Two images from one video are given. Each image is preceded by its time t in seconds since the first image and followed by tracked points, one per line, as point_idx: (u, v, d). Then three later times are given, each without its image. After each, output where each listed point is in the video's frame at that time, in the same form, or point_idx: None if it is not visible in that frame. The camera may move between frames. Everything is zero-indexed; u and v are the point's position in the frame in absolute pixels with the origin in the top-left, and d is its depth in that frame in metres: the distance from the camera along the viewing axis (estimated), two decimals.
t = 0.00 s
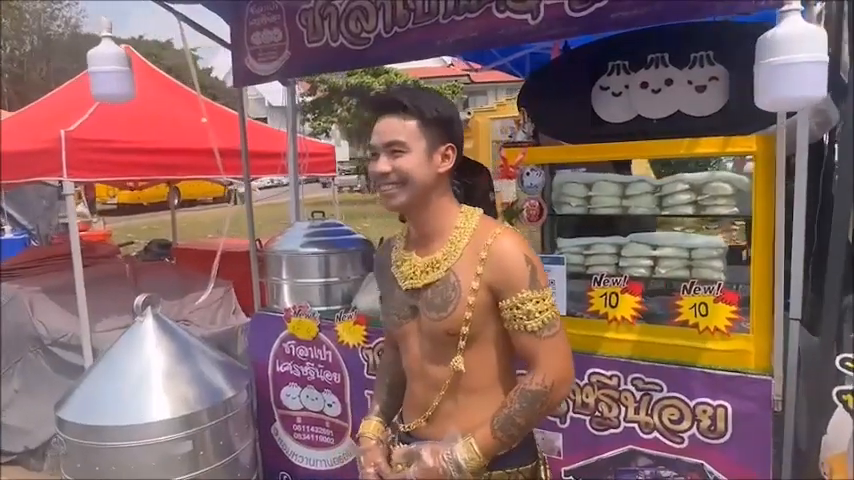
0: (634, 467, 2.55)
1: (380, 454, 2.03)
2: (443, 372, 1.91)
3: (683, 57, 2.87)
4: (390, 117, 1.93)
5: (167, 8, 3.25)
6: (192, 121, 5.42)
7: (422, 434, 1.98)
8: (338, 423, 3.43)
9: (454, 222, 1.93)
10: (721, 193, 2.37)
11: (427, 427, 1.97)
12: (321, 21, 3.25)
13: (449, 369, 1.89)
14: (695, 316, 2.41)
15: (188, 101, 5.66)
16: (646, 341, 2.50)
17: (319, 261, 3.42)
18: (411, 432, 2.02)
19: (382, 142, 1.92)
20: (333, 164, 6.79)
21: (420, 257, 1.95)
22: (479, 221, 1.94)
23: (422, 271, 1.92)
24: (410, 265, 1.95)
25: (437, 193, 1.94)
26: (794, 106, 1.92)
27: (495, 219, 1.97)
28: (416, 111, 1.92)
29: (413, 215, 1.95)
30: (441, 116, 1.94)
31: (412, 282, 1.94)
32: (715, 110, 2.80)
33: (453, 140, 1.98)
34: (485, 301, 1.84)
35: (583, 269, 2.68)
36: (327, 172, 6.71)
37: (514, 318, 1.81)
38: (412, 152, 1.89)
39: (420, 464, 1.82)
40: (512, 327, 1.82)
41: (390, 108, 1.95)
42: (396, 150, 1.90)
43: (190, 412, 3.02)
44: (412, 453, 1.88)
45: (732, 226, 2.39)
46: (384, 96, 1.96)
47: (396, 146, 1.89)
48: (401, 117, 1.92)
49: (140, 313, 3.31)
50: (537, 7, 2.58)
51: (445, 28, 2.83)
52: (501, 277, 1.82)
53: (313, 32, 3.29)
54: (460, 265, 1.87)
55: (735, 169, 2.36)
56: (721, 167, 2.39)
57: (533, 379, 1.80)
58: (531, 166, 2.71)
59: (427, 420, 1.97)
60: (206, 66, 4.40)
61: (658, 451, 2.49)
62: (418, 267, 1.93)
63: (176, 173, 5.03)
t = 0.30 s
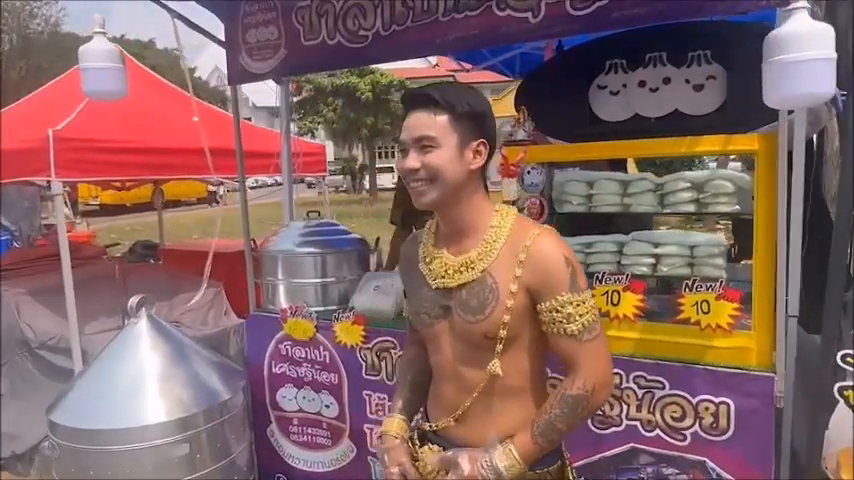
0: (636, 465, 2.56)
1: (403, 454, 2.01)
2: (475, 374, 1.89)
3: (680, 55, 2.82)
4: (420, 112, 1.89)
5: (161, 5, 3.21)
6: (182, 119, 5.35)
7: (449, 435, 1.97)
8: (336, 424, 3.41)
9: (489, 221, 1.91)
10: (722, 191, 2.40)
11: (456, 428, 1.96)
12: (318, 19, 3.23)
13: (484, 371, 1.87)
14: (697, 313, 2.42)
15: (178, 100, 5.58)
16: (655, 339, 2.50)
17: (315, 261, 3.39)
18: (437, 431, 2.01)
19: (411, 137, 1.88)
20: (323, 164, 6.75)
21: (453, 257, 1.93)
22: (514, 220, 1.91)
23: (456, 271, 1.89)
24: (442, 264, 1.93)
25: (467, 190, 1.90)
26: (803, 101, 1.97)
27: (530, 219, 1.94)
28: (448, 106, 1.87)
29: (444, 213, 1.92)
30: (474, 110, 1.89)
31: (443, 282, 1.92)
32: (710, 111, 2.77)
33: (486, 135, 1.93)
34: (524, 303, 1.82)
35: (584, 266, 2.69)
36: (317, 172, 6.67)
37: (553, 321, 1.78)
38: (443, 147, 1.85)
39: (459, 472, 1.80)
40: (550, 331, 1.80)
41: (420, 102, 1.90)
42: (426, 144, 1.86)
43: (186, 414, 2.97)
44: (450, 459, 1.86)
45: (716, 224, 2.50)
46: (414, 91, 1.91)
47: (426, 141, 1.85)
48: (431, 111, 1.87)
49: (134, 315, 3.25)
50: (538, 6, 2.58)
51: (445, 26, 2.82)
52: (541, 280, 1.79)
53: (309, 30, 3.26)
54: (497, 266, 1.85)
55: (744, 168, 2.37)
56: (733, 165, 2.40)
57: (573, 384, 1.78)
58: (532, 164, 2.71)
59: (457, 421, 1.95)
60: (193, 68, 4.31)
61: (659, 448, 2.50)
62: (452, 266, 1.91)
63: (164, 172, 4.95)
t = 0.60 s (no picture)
0: (633, 464, 2.56)
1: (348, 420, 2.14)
2: (483, 369, 1.91)
3: (676, 54, 2.80)
4: (423, 111, 1.91)
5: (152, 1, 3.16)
6: (171, 117, 5.28)
7: (456, 434, 1.98)
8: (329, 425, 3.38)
9: (494, 218, 1.94)
10: (720, 190, 2.40)
11: (464, 425, 1.97)
12: (311, 16, 3.20)
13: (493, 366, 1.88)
14: (694, 312, 2.43)
15: (167, 98, 5.50)
16: (654, 337, 2.50)
17: (307, 261, 3.36)
18: (442, 429, 2.03)
19: (414, 137, 1.90)
20: (313, 163, 6.71)
21: (459, 253, 1.95)
22: (519, 216, 1.95)
23: (461, 268, 1.91)
24: (448, 261, 1.95)
25: (470, 190, 1.93)
26: (801, 101, 1.94)
27: (533, 214, 1.98)
28: (450, 106, 1.89)
29: (447, 211, 1.95)
30: (476, 109, 1.91)
31: (449, 279, 1.94)
32: (706, 110, 2.75)
33: (488, 136, 1.95)
34: (534, 297, 1.85)
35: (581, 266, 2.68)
36: (308, 171, 6.62)
37: (565, 313, 1.82)
38: (445, 147, 1.87)
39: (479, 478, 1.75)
40: (563, 323, 1.83)
41: (422, 103, 1.92)
42: (428, 144, 1.88)
43: (178, 417, 2.92)
44: (468, 465, 1.82)
45: (703, 224, 2.51)
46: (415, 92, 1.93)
47: (428, 141, 1.87)
48: (433, 112, 1.89)
49: (125, 315, 3.19)
50: (535, 3, 2.57)
51: (442, 23, 2.80)
52: (551, 273, 1.83)
53: (303, 26, 3.24)
54: (505, 261, 1.88)
55: (742, 167, 2.36)
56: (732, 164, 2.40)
57: (589, 375, 1.82)
58: (529, 163, 2.69)
59: (464, 418, 1.97)
60: (176, 64, 4.22)
61: (656, 447, 2.50)
62: (458, 263, 1.93)
63: (153, 171, 4.87)
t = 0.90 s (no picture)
0: (629, 465, 2.56)
1: (256, 200, 1.97)
2: (441, 364, 1.93)
3: (671, 55, 2.81)
4: (349, 129, 1.91)
5: None
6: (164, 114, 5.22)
7: (424, 434, 1.98)
8: (323, 425, 3.36)
9: (434, 218, 1.96)
10: (716, 190, 2.40)
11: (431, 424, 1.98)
12: (307, 14, 3.18)
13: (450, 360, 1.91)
14: (690, 312, 2.43)
15: (161, 96, 5.43)
16: (621, 340, 2.54)
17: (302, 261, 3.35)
18: (410, 429, 2.03)
19: (342, 154, 1.90)
20: (305, 162, 6.68)
21: (405, 254, 1.97)
22: (458, 213, 1.98)
23: (408, 268, 1.93)
24: (395, 263, 1.97)
25: (403, 205, 1.94)
26: (797, 103, 1.95)
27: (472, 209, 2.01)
28: (374, 124, 1.90)
29: (383, 221, 1.96)
30: (400, 127, 1.92)
31: (397, 280, 1.96)
32: (702, 110, 2.76)
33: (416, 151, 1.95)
34: (480, 287, 1.89)
35: (578, 266, 2.68)
36: (300, 170, 6.59)
37: (512, 296, 1.84)
38: (371, 164, 1.87)
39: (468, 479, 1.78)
40: (512, 306, 1.85)
41: (349, 121, 1.93)
42: (355, 162, 1.88)
43: (170, 417, 2.88)
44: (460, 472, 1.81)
45: (693, 225, 2.52)
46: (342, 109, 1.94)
47: (354, 159, 1.88)
48: (357, 130, 1.90)
49: (116, 314, 3.14)
50: (533, 3, 2.56)
51: (439, 21, 2.79)
52: (492, 261, 1.86)
53: (299, 24, 3.22)
54: (449, 256, 1.91)
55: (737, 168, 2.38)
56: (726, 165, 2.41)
57: (547, 354, 1.84)
58: (525, 162, 2.68)
59: (432, 417, 1.97)
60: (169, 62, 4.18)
61: (652, 447, 2.51)
62: (404, 264, 1.95)
63: (140, 169, 4.87)
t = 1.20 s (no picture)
0: (630, 465, 2.57)
1: (237, 167, 2.23)
2: (394, 356, 2.05)
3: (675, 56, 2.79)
4: (289, 134, 2.03)
5: None
6: (164, 112, 5.19)
7: (394, 425, 2.11)
8: (323, 424, 3.36)
9: (375, 218, 2.07)
10: (720, 192, 2.39)
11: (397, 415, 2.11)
12: (310, 11, 3.18)
13: (400, 350, 2.02)
14: (693, 313, 2.43)
15: (161, 94, 5.40)
16: (585, 335, 2.61)
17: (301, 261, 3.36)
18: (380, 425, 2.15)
19: (281, 159, 2.01)
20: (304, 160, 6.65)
21: (348, 251, 2.07)
22: (396, 211, 2.09)
23: (352, 265, 2.04)
24: (339, 260, 2.07)
25: (341, 207, 2.04)
26: (809, 104, 1.94)
27: (409, 204, 2.12)
28: (311, 130, 2.02)
29: (324, 223, 2.06)
30: (338, 133, 2.04)
31: (343, 276, 2.07)
32: (704, 111, 2.74)
33: (353, 158, 2.06)
34: (425, 276, 2.00)
35: (580, 266, 2.66)
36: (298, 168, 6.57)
37: (459, 282, 1.96)
38: (306, 169, 1.98)
39: None
40: (460, 292, 1.97)
41: (289, 128, 2.05)
42: (292, 167, 1.99)
43: (169, 416, 2.87)
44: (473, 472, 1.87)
45: (691, 225, 2.51)
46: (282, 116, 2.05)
47: (291, 164, 1.99)
48: (296, 136, 2.01)
49: (116, 312, 3.12)
50: (538, 2, 2.56)
51: (442, 20, 2.78)
52: (434, 251, 1.98)
53: (302, 22, 3.22)
54: (392, 252, 2.02)
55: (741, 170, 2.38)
56: (726, 166, 2.41)
57: (501, 335, 1.98)
58: (528, 162, 2.68)
59: (397, 408, 2.10)
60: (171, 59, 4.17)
61: (653, 448, 2.52)
62: (348, 260, 2.05)
63: (140, 165, 4.80)
